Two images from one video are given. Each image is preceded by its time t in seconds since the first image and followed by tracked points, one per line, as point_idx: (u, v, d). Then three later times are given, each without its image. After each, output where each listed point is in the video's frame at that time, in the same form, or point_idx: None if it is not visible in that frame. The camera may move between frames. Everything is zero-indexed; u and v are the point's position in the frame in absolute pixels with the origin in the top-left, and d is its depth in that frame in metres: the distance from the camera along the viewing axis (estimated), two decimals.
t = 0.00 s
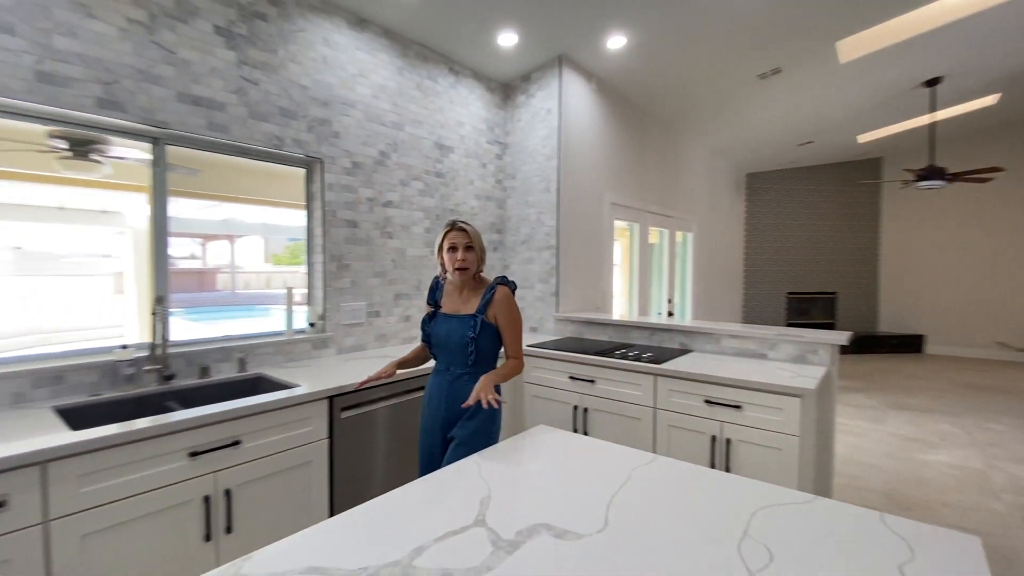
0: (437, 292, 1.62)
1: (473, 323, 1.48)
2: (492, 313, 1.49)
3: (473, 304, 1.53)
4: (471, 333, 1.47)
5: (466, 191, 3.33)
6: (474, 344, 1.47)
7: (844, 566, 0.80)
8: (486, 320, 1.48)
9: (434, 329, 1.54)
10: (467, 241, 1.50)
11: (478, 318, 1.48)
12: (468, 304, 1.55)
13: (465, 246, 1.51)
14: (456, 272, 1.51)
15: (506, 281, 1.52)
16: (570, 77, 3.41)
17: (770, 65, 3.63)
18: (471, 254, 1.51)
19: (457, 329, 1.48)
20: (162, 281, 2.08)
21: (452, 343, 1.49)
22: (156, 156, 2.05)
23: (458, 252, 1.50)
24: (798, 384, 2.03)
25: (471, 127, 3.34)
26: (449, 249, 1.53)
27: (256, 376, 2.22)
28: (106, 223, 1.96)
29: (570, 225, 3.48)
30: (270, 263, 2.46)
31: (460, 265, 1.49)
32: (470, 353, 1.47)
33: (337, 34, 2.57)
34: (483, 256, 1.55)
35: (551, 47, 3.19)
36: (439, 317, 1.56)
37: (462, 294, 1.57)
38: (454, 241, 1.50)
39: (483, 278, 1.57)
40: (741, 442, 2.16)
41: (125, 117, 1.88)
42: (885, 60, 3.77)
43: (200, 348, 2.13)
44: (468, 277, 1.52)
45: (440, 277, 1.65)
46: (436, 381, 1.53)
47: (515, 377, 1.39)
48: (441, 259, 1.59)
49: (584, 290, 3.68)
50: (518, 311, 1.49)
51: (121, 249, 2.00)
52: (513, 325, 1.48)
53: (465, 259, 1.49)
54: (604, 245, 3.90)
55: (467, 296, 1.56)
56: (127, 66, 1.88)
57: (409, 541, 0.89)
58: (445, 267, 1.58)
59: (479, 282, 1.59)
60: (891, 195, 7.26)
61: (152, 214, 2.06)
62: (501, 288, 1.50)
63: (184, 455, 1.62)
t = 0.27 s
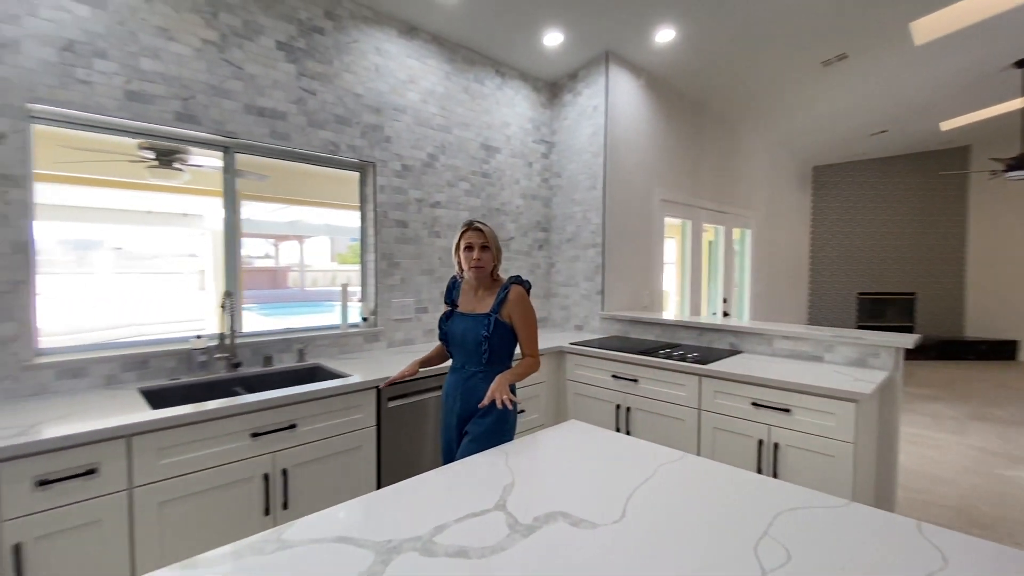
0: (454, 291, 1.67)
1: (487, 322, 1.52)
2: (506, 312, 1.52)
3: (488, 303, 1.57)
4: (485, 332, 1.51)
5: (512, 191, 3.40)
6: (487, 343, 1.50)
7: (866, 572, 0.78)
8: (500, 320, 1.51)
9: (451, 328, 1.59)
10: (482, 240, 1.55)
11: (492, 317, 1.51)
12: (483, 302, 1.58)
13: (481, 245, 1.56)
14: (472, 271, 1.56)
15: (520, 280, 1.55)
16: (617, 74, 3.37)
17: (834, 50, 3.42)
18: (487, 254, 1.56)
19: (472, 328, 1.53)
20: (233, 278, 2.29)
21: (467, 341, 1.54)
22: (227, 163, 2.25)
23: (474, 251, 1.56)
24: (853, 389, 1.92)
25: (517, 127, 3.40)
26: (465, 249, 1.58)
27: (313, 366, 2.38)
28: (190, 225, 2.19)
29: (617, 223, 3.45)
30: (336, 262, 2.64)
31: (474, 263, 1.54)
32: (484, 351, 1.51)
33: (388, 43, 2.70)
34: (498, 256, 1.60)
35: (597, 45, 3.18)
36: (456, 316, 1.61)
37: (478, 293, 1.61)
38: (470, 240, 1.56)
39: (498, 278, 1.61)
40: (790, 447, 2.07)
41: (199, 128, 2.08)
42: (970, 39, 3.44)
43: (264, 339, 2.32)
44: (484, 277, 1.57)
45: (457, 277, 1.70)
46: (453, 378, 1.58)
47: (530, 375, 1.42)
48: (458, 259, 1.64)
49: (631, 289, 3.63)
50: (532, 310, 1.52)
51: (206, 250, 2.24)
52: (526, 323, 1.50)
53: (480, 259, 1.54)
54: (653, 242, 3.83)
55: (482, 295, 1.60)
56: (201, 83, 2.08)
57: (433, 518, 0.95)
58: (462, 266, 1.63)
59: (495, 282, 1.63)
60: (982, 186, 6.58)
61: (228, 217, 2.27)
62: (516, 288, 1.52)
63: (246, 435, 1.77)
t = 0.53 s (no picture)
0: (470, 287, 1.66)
1: (498, 320, 1.49)
2: (516, 310, 1.49)
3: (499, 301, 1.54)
4: (495, 331, 1.48)
5: (555, 189, 3.44)
6: (497, 342, 1.48)
7: None
8: (510, 318, 1.48)
9: (463, 325, 1.58)
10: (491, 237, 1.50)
11: (502, 315, 1.49)
12: (495, 300, 1.55)
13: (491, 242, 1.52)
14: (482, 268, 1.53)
15: (532, 278, 1.50)
16: (664, 69, 3.32)
17: (903, 34, 3.19)
18: (491, 250, 1.51)
19: (483, 326, 1.51)
20: (293, 276, 2.46)
21: (478, 339, 1.52)
22: (286, 168, 2.44)
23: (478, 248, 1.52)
24: (911, 394, 1.81)
25: (561, 126, 3.43)
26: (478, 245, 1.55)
27: (364, 359, 2.51)
28: (256, 226, 2.38)
29: (663, 221, 3.39)
30: (392, 260, 2.80)
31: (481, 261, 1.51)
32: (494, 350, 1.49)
33: (435, 49, 2.80)
34: (511, 251, 1.54)
35: (642, 40, 3.14)
36: (468, 313, 1.59)
37: (491, 290, 1.59)
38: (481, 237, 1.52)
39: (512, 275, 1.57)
40: (841, 454, 1.98)
41: (262, 136, 2.26)
42: None
43: (319, 332, 2.47)
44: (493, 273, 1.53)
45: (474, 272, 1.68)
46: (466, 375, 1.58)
47: (540, 375, 1.39)
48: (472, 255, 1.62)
49: (679, 288, 3.56)
50: (543, 309, 1.47)
51: (273, 248, 2.43)
52: (538, 323, 1.46)
53: (485, 255, 1.50)
54: (703, 240, 3.72)
55: (495, 293, 1.57)
56: (264, 94, 2.25)
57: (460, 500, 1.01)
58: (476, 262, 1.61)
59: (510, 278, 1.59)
60: None
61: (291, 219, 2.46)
62: (527, 285, 1.48)
63: (301, 420, 1.92)
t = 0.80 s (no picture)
0: (480, 281, 1.69)
1: (508, 314, 1.52)
2: (527, 305, 1.52)
3: (510, 295, 1.57)
4: (505, 325, 1.51)
5: (598, 187, 3.45)
6: (507, 335, 1.50)
7: None
8: (521, 312, 1.51)
9: (474, 318, 1.61)
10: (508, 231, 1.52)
11: (513, 309, 1.52)
12: (507, 294, 1.59)
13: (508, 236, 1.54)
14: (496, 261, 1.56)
15: (545, 274, 1.54)
16: (710, 62, 3.23)
17: (977, 15, 2.95)
18: (506, 244, 1.53)
19: (493, 319, 1.54)
20: (343, 274, 2.61)
21: (488, 332, 1.55)
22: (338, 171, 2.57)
23: (495, 241, 1.54)
24: (972, 401, 1.70)
25: (603, 123, 3.43)
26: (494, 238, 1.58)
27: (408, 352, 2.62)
28: (311, 226, 2.55)
29: (709, 218, 3.31)
30: (441, 259, 2.94)
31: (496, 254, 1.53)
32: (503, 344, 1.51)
33: (477, 52, 2.88)
34: (526, 247, 1.57)
35: (687, 34, 3.08)
36: (478, 306, 1.62)
37: (503, 284, 1.62)
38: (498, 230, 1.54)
39: (526, 269, 1.60)
40: (894, 461, 1.88)
41: (316, 142, 2.41)
42: None
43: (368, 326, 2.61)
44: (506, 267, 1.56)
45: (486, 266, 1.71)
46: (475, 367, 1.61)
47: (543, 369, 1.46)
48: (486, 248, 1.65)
49: (726, 287, 3.47)
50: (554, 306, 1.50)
51: (332, 249, 2.59)
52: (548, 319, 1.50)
53: (500, 249, 1.53)
54: (753, 238, 3.59)
55: (508, 287, 1.61)
56: (318, 103, 2.40)
57: (486, 484, 1.07)
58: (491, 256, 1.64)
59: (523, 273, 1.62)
60: None
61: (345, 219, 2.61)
62: (540, 281, 1.53)
63: (348, 408, 2.04)
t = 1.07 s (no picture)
0: (490, 280, 1.72)
1: (525, 312, 1.57)
2: (544, 303, 1.57)
3: (524, 293, 1.61)
4: (523, 322, 1.55)
5: (636, 185, 3.43)
6: (525, 332, 1.55)
7: None
8: (538, 310, 1.56)
9: (486, 317, 1.63)
10: (527, 230, 1.56)
11: (530, 307, 1.57)
12: (520, 293, 1.63)
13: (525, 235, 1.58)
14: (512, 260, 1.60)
15: (559, 272, 1.60)
16: (755, 54, 3.14)
17: None
18: (530, 243, 1.58)
19: (509, 317, 1.57)
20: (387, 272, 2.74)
21: (503, 331, 1.58)
22: (381, 174, 2.70)
23: (519, 239, 1.57)
24: None
25: (643, 121, 3.40)
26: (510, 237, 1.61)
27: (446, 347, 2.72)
28: (356, 226, 2.69)
29: (753, 215, 3.21)
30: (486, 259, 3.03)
31: (515, 252, 1.57)
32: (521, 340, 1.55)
33: (515, 54, 2.94)
34: (541, 247, 1.64)
35: (730, 27, 3.00)
36: (491, 305, 1.65)
37: (515, 283, 1.66)
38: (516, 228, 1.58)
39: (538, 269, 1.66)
40: (945, 471, 1.78)
41: (361, 147, 2.54)
42: None
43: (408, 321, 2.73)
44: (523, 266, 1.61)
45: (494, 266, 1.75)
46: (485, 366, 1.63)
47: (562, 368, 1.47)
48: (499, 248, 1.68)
49: (771, 286, 3.35)
50: (570, 303, 1.56)
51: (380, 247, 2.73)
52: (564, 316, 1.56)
53: (524, 247, 1.57)
54: (802, 236, 3.44)
55: (521, 286, 1.65)
56: (363, 109, 2.54)
57: (506, 470, 1.13)
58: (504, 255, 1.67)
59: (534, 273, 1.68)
60: None
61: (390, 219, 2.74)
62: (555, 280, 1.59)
63: (387, 398, 2.15)
